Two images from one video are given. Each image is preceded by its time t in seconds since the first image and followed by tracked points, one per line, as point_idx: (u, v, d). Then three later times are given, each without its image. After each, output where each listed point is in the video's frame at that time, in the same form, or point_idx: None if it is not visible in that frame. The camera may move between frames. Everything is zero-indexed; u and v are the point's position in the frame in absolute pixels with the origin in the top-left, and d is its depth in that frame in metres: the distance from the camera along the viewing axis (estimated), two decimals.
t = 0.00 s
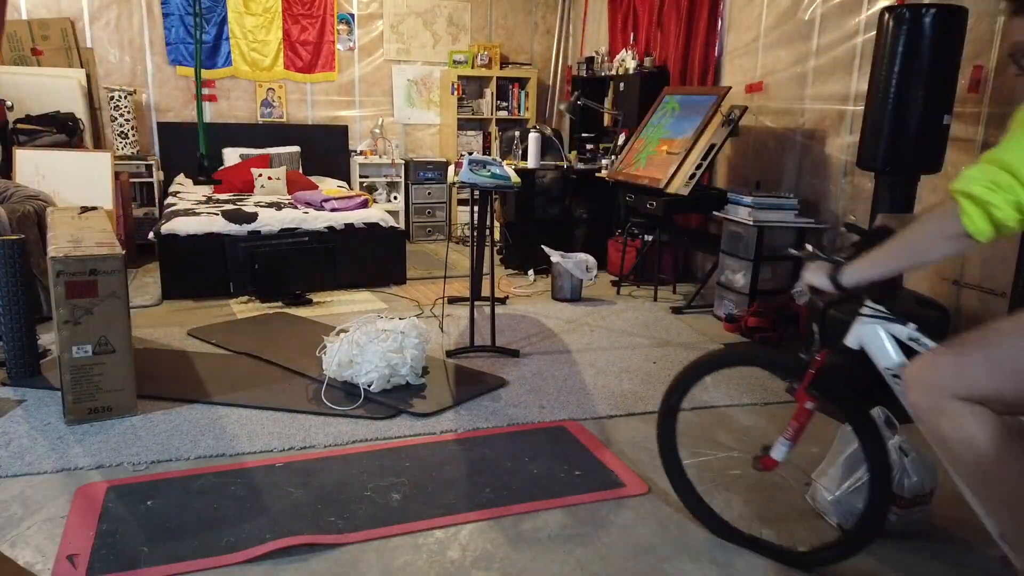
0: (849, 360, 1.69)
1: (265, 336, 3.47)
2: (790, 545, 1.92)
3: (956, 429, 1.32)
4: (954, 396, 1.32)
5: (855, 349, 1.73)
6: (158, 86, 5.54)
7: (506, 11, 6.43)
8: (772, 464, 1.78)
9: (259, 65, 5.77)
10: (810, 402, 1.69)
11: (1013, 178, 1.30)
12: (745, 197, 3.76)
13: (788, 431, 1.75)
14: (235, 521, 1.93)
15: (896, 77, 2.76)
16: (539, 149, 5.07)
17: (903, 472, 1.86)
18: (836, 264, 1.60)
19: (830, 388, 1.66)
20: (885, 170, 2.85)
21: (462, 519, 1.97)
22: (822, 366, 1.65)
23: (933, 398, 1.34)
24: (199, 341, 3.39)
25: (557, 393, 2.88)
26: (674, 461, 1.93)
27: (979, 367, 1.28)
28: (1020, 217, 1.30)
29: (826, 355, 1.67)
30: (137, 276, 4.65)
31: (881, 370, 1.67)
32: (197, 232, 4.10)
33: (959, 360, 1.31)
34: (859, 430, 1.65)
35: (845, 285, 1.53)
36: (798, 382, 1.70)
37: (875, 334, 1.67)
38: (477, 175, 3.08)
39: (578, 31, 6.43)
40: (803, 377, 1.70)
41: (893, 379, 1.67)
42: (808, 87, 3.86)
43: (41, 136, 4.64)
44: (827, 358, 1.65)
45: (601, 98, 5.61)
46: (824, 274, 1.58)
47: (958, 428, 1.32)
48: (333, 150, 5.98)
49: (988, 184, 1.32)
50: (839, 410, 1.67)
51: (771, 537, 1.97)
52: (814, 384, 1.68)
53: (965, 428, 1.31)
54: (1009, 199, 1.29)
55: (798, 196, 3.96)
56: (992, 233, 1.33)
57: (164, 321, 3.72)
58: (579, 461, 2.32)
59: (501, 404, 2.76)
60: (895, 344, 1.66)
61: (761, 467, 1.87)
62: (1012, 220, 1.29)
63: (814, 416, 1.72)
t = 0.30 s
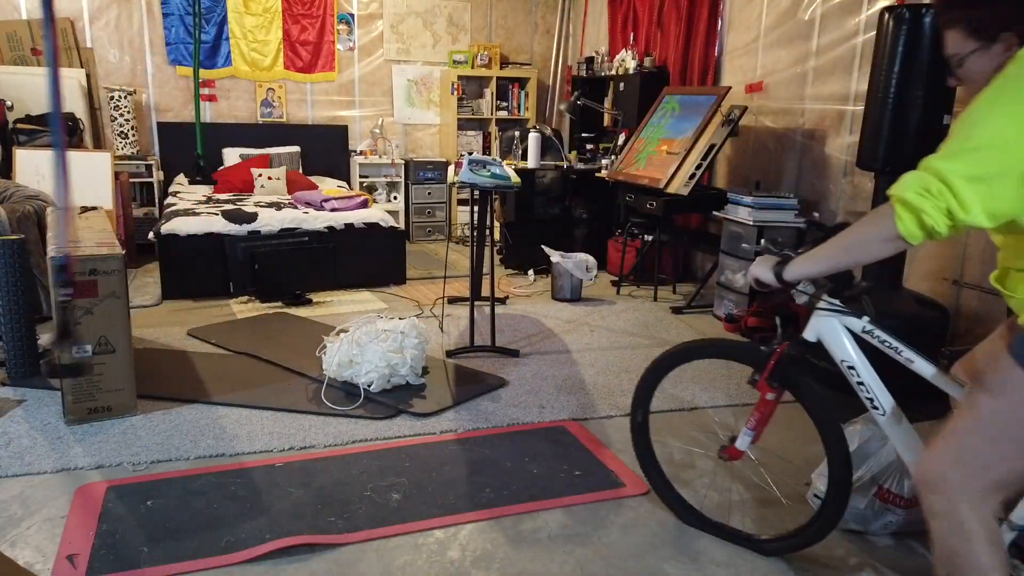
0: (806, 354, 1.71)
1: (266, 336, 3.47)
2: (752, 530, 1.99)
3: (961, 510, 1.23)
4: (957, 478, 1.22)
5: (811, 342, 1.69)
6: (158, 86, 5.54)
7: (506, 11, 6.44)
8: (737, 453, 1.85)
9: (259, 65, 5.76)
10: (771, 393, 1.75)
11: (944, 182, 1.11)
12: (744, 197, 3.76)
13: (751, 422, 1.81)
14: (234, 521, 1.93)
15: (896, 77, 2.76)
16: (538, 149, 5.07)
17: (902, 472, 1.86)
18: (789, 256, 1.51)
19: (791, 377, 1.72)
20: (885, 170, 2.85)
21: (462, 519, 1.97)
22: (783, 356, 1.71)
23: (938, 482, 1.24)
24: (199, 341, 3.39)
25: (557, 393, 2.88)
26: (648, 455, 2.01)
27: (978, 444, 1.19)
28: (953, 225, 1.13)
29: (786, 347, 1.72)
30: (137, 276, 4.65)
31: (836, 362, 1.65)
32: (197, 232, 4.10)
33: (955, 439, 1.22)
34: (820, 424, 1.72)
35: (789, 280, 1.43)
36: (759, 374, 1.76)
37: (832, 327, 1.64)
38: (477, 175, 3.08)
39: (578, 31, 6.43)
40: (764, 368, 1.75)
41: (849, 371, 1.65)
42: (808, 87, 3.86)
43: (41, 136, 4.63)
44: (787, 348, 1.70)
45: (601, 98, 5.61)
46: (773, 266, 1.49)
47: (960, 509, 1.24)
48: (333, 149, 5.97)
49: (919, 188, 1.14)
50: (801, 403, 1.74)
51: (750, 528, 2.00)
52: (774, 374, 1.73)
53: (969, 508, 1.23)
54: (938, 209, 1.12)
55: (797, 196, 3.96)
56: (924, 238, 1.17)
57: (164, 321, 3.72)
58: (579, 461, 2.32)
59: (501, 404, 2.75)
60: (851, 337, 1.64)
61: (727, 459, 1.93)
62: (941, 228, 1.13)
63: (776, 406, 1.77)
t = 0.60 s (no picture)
0: (798, 353, 1.71)
1: (266, 336, 3.47)
2: (748, 527, 1.99)
3: (962, 528, 1.24)
4: (956, 495, 1.23)
5: (803, 340, 1.69)
6: (158, 86, 5.55)
7: (506, 11, 6.44)
8: (730, 451, 1.85)
9: (259, 65, 5.77)
10: (763, 392, 1.75)
11: (923, 196, 1.12)
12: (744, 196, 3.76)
13: (744, 421, 1.81)
14: (233, 521, 1.93)
15: (895, 77, 2.76)
16: (539, 149, 5.08)
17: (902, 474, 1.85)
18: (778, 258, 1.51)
19: (783, 376, 1.72)
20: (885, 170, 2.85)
21: (462, 519, 1.97)
22: (775, 355, 1.70)
23: (938, 499, 1.26)
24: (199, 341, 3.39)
25: (557, 393, 2.88)
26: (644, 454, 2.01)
27: (970, 459, 1.21)
28: (936, 236, 1.14)
29: (777, 345, 1.72)
30: (137, 276, 4.65)
31: (828, 361, 1.65)
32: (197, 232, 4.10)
33: (949, 455, 1.24)
34: (813, 422, 1.72)
35: (775, 285, 1.44)
36: (752, 373, 1.76)
37: (823, 326, 1.64)
38: (477, 176, 3.08)
39: (578, 31, 6.43)
40: (757, 367, 1.76)
41: (840, 369, 1.65)
42: (808, 87, 3.86)
43: (41, 137, 4.64)
44: (779, 346, 1.70)
45: (601, 98, 5.61)
46: (761, 268, 1.49)
47: (961, 528, 1.24)
48: (333, 149, 5.98)
49: (900, 203, 1.15)
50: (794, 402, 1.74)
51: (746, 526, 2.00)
52: (767, 373, 1.73)
53: (970, 526, 1.23)
54: (919, 222, 1.13)
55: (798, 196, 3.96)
56: (906, 249, 1.18)
57: (163, 321, 3.72)
58: (579, 461, 2.32)
59: (501, 404, 2.75)
60: (842, 335, 1.64)
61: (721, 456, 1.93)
62: (926, 242, 1.14)
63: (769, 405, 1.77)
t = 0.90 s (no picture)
0: (792, 350, 1.70)
1: (266, 336, 3.47)
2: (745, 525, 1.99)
3: (957, 527, 1.24)
4: (951, 495, 1.24)
5: (797, 338, 1.68)
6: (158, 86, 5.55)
7: (506, 11, 6.44)
8: (726, 449, 1.85)
9: (259, 65, 5.77)
10: (757, 390, 1.74)
11: (911, 211, 1.12)
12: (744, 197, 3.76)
13: (738, 419, 1.81)
14: (233, 521, 1.93)
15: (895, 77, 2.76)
16: (539, 149, 5.08)
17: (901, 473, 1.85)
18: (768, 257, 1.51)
19: (777, 373, 1.71)
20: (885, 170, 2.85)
21: (462, 519, 1.97)
22: (768, 353, 1.70)
23: (935, 499, 1.26)
24: (199, 340, 3.39)
25: (557, 393, 2.88)
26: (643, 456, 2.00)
27: (965, 459, 1.21)
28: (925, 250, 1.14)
29: (771, 342, 1.71)
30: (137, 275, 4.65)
31: (821, 358, 1.65)
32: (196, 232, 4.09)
33: (944, 456, 1.24)
34: (807, 420, 1.72)
35: (767, 285, 1.43)
36: (745, 371, 1.75)
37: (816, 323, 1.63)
38: (477, 176, 3.08)
39: (578, 31, 6.43)
40: (750, 365, 1.74)
41: (833, 366, 1.65)
42: (808, 87, 3.86)
43: (41, 137, 4.64)
44: (772, 344, 1.69)
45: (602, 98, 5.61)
46: (752, 267, 1.49)
47: (957, 527, 1.24)
48: (333, 149, 5.98)
49: (888, 218, 1.15)
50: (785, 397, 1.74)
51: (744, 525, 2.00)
52: (760, 371, 1.73)
53: (966, 526, 1.24)
54: (907, 237, 1.13)
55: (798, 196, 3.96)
56: (895, 262, 1.19)
57: (164, 321, 3.72)
58: (579, 461, 2.32)
59: (501, 404, 2.75)
60: (836, 333, 1.64)
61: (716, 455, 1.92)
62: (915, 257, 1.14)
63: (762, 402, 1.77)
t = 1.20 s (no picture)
0: (792, 344, 1.70)
1: (266, 336, 3.47)
2: (742, 523, 2.00)
3: (977, 522, 1.24)
4: (968, 489, 1.24)
5: (798, 332, 1.69)
6: (158, 86, 5.54)
7: (506, 11, 6.44)
8: (724, 444, 1.85)
9: (259, 65, 5.76)
10: (757, 381, 1.74)
11: (916, 208, 1.12)
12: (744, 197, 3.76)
13: (738, 413, 1.80)
14: (233, 521, 1.93)
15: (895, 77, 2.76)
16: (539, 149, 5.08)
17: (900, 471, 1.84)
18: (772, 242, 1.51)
19: (777, 368, 1.71)
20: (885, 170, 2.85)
21: (462, 520, 1.97)
22: (768, 347, 1.69)
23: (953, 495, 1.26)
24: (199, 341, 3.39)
25: (557, 393, 2.88)
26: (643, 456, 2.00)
27: (979, 454, 1.21)
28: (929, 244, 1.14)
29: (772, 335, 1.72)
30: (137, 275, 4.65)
31: (822, 351, 1.66)
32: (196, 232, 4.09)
33: (959, 452, 1.24)
34: (806, 417, 1.72)
35: (771, 269, 1.44)
36: (745, 365, 1.75)
37: (818, 316, 1.64)
38: (477, 176, 3.08)
39: (578, 31, 6.44)
40: (750, 359, 1.75)
41: (834, 359, 1.66)
42: (808, 87, 3.86)
43: (41, 137, 4.64)
44: (772, 338, 1.69)
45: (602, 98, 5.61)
46: (757, 252, 1.49)
47: (976, 522, 1.24)
48: (333, 149, 5.98)
49: (892, 216, 1.14)
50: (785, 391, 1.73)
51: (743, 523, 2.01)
52: (760, 365, 1.72)
53: (986, 521, 1.23)
54: (913, 234, 1.13)
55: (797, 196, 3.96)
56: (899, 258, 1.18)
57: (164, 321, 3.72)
58: (579, 461, 2.32)
59: (501, 404, 2.75)
60: (837, 325, 1.64)
61: (714, 450, 1.92)
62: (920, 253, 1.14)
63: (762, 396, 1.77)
